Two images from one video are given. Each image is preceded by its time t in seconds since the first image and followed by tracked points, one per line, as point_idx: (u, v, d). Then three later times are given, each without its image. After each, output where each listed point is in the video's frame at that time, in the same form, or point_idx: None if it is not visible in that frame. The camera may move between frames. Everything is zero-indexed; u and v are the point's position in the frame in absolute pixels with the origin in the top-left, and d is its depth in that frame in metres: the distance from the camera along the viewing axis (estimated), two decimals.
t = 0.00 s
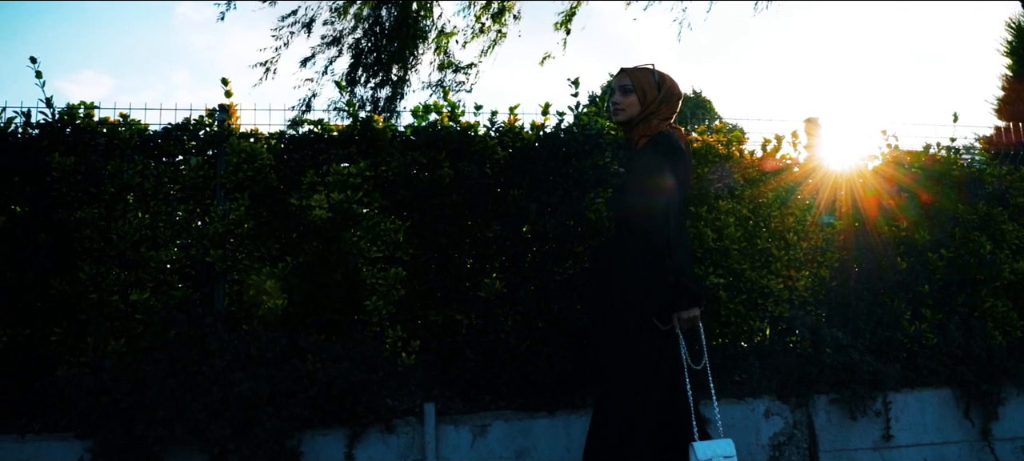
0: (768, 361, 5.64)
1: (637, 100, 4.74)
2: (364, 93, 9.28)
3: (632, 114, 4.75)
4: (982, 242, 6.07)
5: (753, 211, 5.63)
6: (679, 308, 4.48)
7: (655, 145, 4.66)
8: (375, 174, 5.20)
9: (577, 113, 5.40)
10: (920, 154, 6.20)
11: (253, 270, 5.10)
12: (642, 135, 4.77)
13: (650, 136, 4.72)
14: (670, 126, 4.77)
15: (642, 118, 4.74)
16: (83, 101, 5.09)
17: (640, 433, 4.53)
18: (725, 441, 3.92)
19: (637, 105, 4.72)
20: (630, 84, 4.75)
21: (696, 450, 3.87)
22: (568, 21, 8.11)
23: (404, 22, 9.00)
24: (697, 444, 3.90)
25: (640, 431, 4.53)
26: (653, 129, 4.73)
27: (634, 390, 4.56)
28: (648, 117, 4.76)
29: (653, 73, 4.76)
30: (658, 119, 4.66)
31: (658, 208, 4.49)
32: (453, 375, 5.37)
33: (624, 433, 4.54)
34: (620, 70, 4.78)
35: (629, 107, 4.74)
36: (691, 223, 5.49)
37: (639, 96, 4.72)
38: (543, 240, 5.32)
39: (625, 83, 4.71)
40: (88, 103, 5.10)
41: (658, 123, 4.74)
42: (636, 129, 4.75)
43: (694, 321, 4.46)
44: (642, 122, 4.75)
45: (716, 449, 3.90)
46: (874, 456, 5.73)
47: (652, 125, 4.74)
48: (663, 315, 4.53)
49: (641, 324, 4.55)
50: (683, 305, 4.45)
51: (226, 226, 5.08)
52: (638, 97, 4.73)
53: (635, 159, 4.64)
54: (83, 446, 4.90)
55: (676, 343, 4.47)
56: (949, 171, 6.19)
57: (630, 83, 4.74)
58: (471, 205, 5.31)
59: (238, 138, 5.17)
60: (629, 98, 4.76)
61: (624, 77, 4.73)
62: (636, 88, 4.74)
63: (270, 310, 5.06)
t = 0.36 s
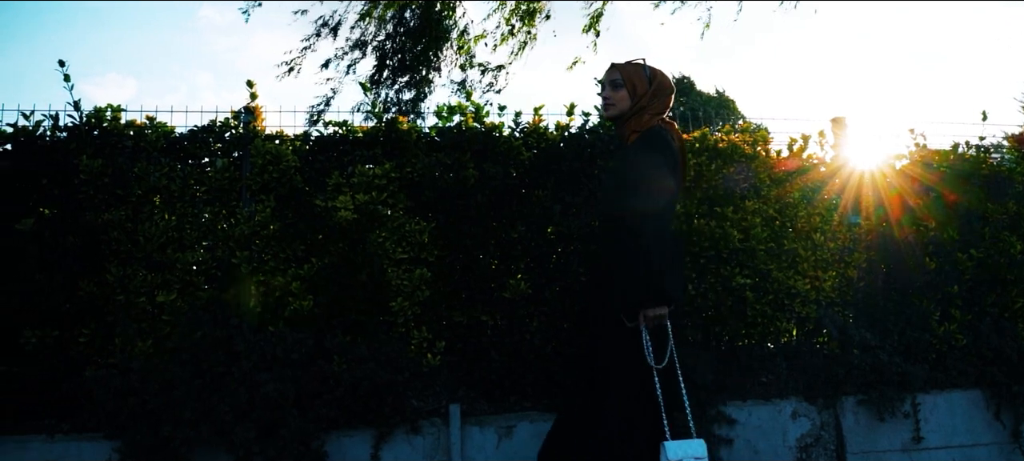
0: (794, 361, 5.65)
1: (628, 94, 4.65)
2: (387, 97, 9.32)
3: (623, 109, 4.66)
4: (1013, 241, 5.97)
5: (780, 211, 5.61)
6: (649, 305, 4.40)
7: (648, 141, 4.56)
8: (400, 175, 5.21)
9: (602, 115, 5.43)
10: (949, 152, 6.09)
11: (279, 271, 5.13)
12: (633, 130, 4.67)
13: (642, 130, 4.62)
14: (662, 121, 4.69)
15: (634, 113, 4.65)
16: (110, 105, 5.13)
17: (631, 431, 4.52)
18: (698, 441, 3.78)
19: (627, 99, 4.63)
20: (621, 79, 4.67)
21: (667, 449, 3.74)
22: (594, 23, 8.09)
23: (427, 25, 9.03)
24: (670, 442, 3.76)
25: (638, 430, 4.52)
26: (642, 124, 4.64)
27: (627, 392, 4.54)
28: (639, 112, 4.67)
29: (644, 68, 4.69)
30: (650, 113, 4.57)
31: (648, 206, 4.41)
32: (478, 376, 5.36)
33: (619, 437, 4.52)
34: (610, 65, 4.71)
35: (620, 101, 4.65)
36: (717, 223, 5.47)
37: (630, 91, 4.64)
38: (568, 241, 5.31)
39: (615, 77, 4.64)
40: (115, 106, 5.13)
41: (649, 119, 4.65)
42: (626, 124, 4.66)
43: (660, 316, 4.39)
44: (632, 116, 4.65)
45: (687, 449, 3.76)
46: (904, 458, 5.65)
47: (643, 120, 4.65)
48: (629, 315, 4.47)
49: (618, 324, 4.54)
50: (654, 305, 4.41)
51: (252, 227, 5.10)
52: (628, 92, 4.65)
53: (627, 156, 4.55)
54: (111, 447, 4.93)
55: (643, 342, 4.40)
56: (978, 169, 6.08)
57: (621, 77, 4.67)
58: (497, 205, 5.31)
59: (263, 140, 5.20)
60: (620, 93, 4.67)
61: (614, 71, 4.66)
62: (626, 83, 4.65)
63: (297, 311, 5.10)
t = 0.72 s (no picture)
0: (819, 361, 5.58)
1: (621, 90, 4.27)
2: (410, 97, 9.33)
3: (614, 105, 4.29)
4: None
5: (805, 211, 5.58)
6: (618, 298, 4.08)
7: (644, 137, 4.13)
8: (423, 176, 5.22)
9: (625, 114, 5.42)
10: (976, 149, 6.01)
11: (302, 273, 5.14)
12: (628, 128, 4.25)
13: (637, 125, 4.24)
14: (658, 113, 4.31)
15: (628, 108, 4.27)
16: (135, 107, 5.15)
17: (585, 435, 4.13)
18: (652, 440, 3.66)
19: (620, 97, 4.26)
20: (611, 74, 4.28)
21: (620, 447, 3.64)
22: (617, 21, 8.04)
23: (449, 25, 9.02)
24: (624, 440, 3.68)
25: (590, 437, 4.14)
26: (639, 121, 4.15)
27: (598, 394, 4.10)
28: (633, 108, 4.26)
29: (634, 59, 4.31)
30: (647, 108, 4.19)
31: (639, 207, 4.02)
32: (502, 377, 5.36)
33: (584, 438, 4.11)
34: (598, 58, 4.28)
35: (612, 98, 4.27)
36: (740, 222, 5.45)
37: (623, 88, 4.26)
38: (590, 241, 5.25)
39: (606, 71, 4.24)
40: (139, 109, 5.16)
41: (645, 115, 4.25)
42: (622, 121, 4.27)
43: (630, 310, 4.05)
44: (627, 112, 4.28)
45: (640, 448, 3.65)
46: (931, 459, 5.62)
47: (639, 116, 4.25)
48: (602, 304, 4.17)
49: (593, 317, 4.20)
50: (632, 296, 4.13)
51: (275, 228, 5.10)
52: (620, 86, 4.27)
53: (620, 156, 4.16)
54: (136, 447, 4.98)
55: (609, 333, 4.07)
56: (1008, 166, 5.98)
57: (612, 72, 4.28)
58: (520, 205, 5.30)
59: (286, 141, 5.21)
60: (611, 90, 4.28)
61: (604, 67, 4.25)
62: (618, 79, 4.27)
63: (320, 312, 5.12)
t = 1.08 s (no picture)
0: (844, 360, 5.51)
1: (612, 92, 4.23)
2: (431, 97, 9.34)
3: (605, 108, 4.25)
4: None
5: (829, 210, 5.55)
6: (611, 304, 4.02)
7: (639, 137, 4.12)
8: (444, 177, 5.20)
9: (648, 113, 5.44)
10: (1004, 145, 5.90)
11: (325, 274, 5.17)
12: (622, 130, 4.22)
13: (632, 127, 4.21)
14: (649, 112, 4.29)
15: (619, 109, 4.23)
16: (158, 110, 5.19)
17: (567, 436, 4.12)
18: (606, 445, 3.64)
19: (612, 98, 4.22)
20: (600, 76, 4.23)
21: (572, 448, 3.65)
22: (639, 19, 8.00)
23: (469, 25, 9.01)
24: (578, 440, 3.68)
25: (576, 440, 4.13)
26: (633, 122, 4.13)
27: (588, 394, 4.07)
28: (626, 109, 4.23)
29: (622, 58, 4.26)
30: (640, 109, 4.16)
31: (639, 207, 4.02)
32: (525, 377, 5.35)
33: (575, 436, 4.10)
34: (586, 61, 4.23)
35: (603, 101, 4.23)
36: (763, 221, 5.43)
37: (614, 89, 4.21)
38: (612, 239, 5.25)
39: (594, 74, 4.19)
40: (162, 112, 5.19)
41: (637, 115, 4.23)
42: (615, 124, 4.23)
43: (620, 318, 3.99)
44: (618, 114, 4.24)
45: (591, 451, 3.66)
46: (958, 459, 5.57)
47: (633, 117, 4.22)
48: (595, 308, 4.10)
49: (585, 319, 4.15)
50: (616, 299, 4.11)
51: (298, 230, 5.11)
52: (610, 87, 4.23)
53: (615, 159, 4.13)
54: (161, 448, 5.00)
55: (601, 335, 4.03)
56: None
57: (600, 74, 4.23)
58: (542, 205, 5.27)
59: (308, 143, 5.22)
60: (601, 93, 4.23)
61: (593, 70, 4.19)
62: (607, 82, 4.22)
63: (344, 312, 5.14)
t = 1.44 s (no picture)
0: (871, 359, 5.46)
1: (600, 95, 4.25)
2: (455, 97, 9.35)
3: (594, 112, 4.27)
4: None
5: (855, 207, 5.50)
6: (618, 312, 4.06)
7: (629, 140, 4.14)
8: (468, 177, 5.19)
9: (670, 112, 5.34)
10: None
11: (349, 274, 5.17)
12: (612, 133, 4.24)
13: (621, 130, 4.23)
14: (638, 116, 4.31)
15: (608, 112, 4.25)
16: (182, 113, 5.22)
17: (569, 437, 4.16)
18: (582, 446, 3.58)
19: (600, 101, 4.24)
20: (588, 80, 4.26)
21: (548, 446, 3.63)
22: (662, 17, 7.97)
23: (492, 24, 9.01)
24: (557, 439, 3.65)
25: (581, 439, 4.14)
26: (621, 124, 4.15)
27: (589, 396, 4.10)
28: (615, 112, 4.25)
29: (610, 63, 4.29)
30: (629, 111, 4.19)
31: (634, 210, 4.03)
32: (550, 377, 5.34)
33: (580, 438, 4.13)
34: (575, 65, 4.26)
35: (592, 104, 4.25)
36: (789, 220, 5.39)
37: (602, 92, 4.24)
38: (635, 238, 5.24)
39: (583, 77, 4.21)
40: (187, 114, 5.22)
41: (626, 118, 4.25)
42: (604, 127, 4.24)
43: (628, 328, 4.02)
44: (608, 117, 4.26)
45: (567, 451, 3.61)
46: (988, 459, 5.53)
47: (622, 120, 4.24)
48: (603, 317, 4.14)
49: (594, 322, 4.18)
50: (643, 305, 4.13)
51: (322, 231, 5.13)
52: (599, 91, 4.25)
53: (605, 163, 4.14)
54: (189, 448, 5.04)
55: (614, 350, 4.03)
56: None
57: (589, 78, 4.25)
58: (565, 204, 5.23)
59: (332, 144, 5.23)
60: (589, 96, 4.25)
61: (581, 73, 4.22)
62: (596, 86, 4.25)
63: (367, 313, 5.14)
